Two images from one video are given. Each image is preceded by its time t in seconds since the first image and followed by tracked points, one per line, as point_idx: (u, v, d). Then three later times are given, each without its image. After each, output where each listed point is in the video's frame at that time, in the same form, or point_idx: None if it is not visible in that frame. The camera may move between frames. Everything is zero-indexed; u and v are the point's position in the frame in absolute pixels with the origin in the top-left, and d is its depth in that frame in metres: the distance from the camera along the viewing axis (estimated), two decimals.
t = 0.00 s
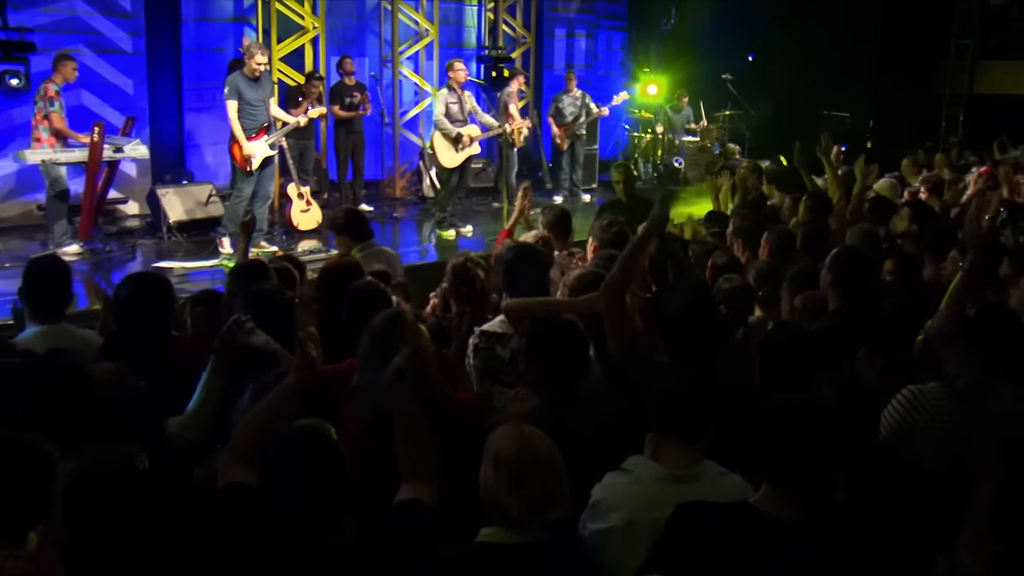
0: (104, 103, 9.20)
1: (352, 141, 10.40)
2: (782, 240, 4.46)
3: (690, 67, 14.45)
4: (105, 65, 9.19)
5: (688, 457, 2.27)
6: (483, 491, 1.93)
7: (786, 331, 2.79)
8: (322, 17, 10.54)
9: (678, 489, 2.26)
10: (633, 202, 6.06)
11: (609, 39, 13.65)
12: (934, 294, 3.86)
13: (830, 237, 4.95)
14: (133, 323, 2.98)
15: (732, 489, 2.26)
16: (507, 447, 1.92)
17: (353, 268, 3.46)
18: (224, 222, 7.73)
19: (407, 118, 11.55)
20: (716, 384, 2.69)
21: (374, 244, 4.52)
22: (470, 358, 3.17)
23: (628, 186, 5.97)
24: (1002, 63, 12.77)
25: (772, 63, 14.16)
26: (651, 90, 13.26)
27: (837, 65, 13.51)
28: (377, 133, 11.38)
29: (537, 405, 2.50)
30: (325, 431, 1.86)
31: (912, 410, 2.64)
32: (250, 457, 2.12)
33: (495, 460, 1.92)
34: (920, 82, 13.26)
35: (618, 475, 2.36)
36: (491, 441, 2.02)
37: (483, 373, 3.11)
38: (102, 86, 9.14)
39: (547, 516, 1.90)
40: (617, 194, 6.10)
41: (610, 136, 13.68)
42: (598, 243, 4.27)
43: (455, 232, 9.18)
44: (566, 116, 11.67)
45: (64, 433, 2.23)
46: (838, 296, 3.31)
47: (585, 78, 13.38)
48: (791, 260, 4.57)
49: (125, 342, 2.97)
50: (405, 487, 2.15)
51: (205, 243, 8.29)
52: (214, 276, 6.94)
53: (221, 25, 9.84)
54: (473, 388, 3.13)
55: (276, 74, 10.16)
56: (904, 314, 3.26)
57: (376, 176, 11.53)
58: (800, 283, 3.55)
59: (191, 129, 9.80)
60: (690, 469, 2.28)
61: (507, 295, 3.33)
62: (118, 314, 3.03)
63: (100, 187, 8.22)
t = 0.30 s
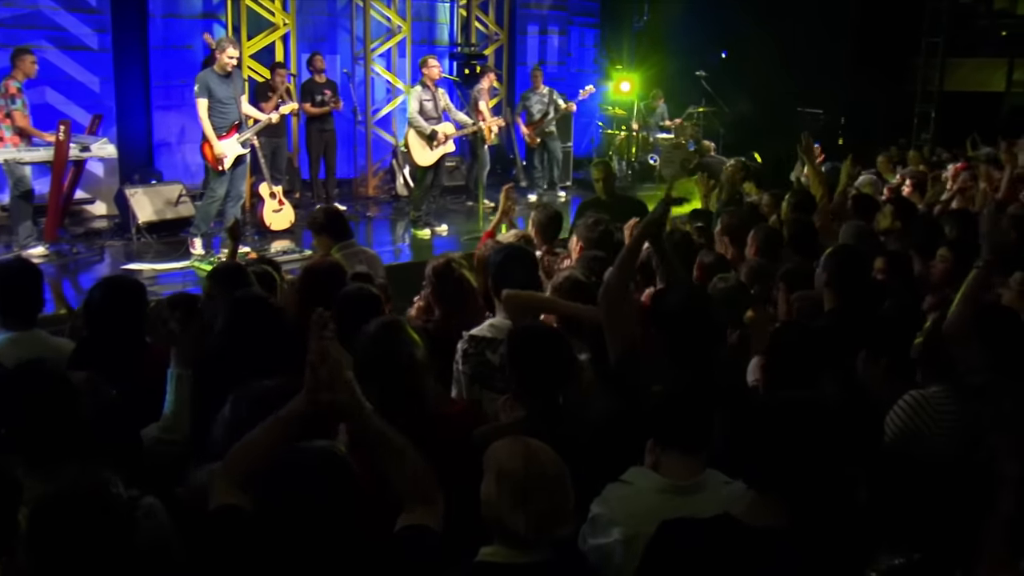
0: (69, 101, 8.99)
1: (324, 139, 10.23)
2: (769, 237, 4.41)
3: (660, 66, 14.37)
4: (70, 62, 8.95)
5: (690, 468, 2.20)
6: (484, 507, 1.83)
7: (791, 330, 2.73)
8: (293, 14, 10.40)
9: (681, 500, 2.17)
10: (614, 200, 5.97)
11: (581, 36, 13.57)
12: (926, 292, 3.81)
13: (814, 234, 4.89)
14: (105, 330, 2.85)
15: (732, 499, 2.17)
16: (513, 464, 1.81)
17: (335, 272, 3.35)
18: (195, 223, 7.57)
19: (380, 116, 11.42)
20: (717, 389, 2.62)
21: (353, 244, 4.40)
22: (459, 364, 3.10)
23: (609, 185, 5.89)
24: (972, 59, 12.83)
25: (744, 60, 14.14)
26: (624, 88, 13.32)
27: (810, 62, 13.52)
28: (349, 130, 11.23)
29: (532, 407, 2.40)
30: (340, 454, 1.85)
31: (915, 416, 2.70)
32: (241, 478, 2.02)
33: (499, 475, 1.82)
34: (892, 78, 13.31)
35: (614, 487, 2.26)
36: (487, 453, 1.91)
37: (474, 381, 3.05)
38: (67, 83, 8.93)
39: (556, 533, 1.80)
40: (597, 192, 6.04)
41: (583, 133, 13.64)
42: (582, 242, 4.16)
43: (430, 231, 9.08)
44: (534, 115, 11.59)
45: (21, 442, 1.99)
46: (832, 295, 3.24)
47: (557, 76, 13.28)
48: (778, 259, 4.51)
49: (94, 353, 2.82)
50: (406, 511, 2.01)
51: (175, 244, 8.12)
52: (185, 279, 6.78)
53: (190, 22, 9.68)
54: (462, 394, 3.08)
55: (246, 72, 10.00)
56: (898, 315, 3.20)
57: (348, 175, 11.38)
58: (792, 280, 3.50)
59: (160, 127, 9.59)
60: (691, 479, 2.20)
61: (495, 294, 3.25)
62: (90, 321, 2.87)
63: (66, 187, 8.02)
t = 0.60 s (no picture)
0: (27, 100, 8.68)
1: (291, 138, 10.05)
2: (750, 236, 4.35)
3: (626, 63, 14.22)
4: (28, 59, 8.65)
5: (677, 477, 2.24)
6: (490, 526, 1.78)
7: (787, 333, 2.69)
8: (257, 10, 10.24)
9: (667, 509, 2.23)
10: (588, 198, 5.87)
11: (549, 33, 13.38)
12: (913, 293, 3.76)
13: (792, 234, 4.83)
14: (76, 340, 2.64)
15: (718, 507, 2.23)
16: (523, 485, 1.74)
17: (312, 274, 3.24)
18: (160, 224, 7.43)
19: (346, 114, 11.28)
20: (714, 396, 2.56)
21: (329, 245, 4.29)
22: (444, 371, 2.99)
23: (585, 183, 5.78)
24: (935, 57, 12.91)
25: (711, 57, 14.13)
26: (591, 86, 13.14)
27: (778, 60, 13.52)
28: (316, 129, 11.07)
29: (527, 417, 2.34)
30: (335, 471, 1.81)
31: (914, 418, 2.69)
32: (226, 497, 1.85)
33: (507, 494, 1.75)
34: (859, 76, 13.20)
35: (602, 497, 2.34)
36: (489, 468, 1.84)
37: (458, 392, 2.96)
38: (25, 81, 8.63)
39: (565, 553, 1.76)
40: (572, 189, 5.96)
41: (552, 131, 13.56)
42: (564, 242, 4.04)
43: (400, 232, 8.97)
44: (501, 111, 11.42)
45: (11, 476, 1.68)
46: (824, 296, 3.19)
47: (526, 73, 13.16)
48: (758, 257, 4.45)
49: (68, 365, 2.62)
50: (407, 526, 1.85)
51: (140, 245, 7.93)
52: (152, 282, 6.60)
53: (152, 18, 9.49)
54: (448, 403, 2.97)
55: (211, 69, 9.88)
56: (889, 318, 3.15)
57: (316, 174, 11.22)
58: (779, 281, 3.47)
59: (122, 125, 9.39)
60: (678, 485, 2.25)
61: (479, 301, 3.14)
62: (56, 332, 2.66)
63: (25, 188, 7.79)
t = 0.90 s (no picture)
0: None
1: (259, 137, 9.88)
2: (736, 235, 4.28)
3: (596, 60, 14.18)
4: None
5: (668, 488, 2.16)
6: (499, 547, 1.72)
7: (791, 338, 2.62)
8: (224, 7, 10.06)
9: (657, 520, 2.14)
10: (570, 196, 5.78)
11: (519, 30, 13.27)
12: (904, 292, 3.71)
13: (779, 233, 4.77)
14: (52, 351, 2.53)
15: (718, 523, 2.12)
16: (535, 502, 1.68)
17: (290, 278, 3.11)
18: (120, 226, 7.19)
19: (316, 112, 11.13)
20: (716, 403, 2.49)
21: (309, 246, 4.17)
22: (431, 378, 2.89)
23: (563, 181, 5.68)
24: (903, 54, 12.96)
25: (681, 55, 14.10)
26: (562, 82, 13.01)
27: (748, 57, 13.51)
28: (284, 128, 10.91)
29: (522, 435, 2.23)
30: (351, 496, 1.64)
31: (918, 423, 2.59)
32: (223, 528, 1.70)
33: (518, 512, 1.69)
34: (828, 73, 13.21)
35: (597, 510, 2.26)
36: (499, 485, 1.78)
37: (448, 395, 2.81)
38: None
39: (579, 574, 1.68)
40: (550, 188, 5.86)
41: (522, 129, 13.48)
42: (549, 243, 3.95)
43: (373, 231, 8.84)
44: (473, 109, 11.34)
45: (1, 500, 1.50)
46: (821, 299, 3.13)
47: (496, 71, 13.05)
48: (744, 256, 4.38)
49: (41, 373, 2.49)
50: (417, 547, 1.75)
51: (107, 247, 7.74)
52: (117, 286, 6.43)
53: (117, 15, 9.30)
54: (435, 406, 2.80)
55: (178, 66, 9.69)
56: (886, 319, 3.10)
57: (285, 173, 11.05)
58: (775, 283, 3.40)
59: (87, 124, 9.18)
60: (669, 499, 2.16)
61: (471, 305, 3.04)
62: (30, 344, 2.55)
63: None
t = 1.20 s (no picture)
0: None
1: (222, 137, 9.70)
2: (718, 234, 4.22)
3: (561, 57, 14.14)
4: None
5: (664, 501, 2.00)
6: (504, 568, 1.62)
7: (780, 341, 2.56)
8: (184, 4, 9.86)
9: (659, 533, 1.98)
10: (542, 195, 5.68)
11: (483, 28, 13.21)
12: (889, 290, 3.67)
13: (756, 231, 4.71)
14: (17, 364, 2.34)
15: (724, 537, 1.97)
16: (541, 522, 1.59)
17: (266, 284, 2.99)
18: (76, 228, 7.08)
19: (279, 111, 10.96)
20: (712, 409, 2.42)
21: (284, 250, 4.06)
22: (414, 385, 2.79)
23: (535, 180, 5.59)
24: (864, 52, 13.00)
25: (646, 52, 14.08)
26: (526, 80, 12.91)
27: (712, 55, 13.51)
28: (247, 127, 10.73)
29: (519, 438, 2.14)
30: (364, 525, 1.53)
31: (917, 426, 2.49)
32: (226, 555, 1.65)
33: (521, 534, 1.60)
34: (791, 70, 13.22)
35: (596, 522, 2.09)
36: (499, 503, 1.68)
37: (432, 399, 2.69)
38: None
39: None
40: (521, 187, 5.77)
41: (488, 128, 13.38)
42: (530, 245, 3.87)
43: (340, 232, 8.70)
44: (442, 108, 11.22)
45: None
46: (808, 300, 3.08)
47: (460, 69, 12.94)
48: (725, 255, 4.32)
49: (11, 387, 2.31)
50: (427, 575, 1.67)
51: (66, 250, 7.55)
52: (77, 291, 6.26)
53: (73, 11, 9.07)
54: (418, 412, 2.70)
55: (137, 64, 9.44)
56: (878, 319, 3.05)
57: (248, 174, 10.87)
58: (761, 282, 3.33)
59: (43, 124, 8.96)
60: (668, 511, 2.00)
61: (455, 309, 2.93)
62: None
63: None
